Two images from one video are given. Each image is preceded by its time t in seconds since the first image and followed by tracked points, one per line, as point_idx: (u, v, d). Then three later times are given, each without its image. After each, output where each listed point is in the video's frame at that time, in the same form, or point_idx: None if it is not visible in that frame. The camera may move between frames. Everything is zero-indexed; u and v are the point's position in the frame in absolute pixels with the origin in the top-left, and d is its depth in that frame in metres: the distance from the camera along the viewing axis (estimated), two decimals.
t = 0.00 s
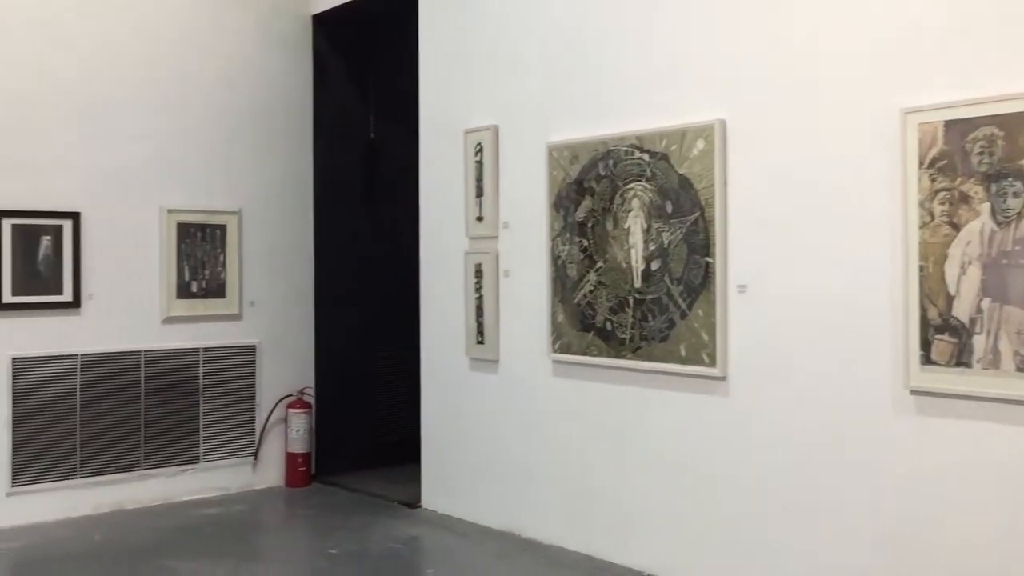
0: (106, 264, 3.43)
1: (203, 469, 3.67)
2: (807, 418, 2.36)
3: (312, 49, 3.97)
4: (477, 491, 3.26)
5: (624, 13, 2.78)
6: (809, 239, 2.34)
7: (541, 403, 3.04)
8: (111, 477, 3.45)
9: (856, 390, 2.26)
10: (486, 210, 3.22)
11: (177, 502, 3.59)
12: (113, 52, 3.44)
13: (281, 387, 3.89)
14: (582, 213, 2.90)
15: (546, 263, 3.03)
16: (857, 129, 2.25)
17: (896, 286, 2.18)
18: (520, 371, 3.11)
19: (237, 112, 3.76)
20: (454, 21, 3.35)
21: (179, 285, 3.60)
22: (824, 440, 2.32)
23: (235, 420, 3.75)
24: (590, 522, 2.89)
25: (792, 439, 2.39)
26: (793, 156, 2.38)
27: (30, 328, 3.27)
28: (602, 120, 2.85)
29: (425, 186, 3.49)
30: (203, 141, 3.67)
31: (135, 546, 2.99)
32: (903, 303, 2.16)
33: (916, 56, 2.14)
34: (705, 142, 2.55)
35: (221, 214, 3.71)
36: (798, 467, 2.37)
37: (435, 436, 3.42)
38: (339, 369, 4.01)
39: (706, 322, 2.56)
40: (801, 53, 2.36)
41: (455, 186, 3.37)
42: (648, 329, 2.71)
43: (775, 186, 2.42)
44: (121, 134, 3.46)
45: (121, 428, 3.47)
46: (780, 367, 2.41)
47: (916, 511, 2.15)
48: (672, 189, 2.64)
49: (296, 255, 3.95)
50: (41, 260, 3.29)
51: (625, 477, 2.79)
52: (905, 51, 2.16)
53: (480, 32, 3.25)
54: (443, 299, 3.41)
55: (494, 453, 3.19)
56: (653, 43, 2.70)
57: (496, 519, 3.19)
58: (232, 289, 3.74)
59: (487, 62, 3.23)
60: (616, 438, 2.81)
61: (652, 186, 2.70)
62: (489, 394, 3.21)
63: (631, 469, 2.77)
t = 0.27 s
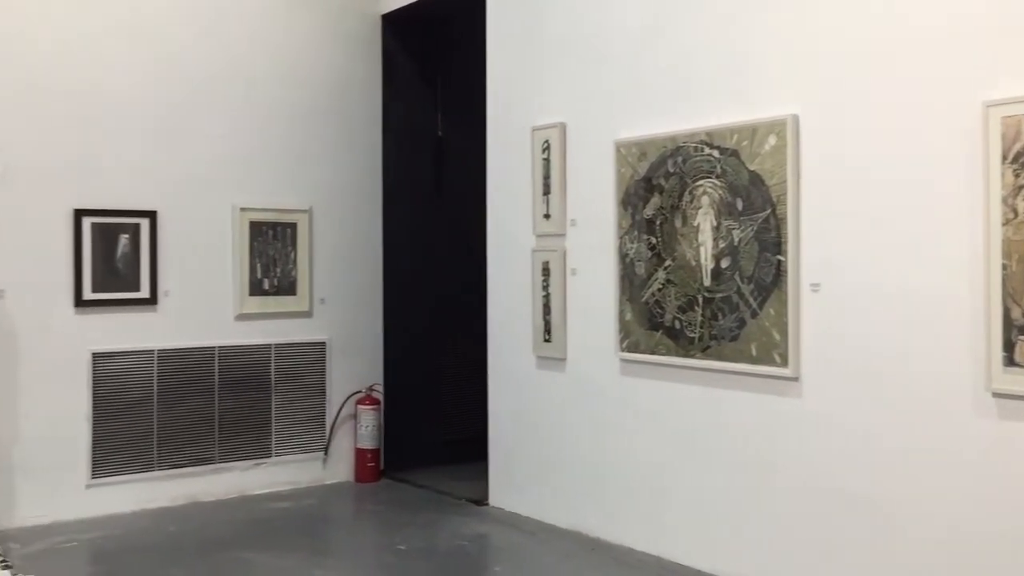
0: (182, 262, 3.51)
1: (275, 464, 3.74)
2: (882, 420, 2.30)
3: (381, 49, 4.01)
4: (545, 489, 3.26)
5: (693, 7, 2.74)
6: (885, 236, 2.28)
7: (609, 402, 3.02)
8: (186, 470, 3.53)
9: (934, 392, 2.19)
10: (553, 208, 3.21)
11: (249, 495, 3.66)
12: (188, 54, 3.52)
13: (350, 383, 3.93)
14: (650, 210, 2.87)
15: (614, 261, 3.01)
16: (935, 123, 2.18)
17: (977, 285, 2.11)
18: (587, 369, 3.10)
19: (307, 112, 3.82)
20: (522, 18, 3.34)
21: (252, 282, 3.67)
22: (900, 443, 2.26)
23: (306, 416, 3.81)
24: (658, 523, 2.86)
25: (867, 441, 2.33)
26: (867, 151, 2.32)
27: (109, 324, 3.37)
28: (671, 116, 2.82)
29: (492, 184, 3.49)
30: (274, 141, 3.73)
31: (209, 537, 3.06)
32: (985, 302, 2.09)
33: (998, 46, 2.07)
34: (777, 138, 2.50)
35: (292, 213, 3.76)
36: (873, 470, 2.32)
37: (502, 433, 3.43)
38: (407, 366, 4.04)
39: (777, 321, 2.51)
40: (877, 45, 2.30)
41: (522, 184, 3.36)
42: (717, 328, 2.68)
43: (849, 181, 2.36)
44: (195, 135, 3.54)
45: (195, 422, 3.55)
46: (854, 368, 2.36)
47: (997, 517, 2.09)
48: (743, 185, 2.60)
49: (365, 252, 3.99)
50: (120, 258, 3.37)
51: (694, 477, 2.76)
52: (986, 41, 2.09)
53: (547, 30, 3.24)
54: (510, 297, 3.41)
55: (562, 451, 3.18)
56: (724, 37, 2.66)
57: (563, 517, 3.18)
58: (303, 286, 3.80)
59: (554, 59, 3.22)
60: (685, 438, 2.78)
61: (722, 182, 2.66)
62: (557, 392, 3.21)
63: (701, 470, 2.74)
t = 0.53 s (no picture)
0: (242, 261, 3.57)
1: (333, 461, 3.77)
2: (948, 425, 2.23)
3: (438, 49, 4.03)
4: (602, 491, 3.23)
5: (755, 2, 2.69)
6: (952, 235, 2.22)
7: (667, 403, 2.98)
8: (246, 466, 3.58)
9: (1003, 396, 2.12)
10: (611, 207, 3.19)
11: (308, 492, 3.70)
12: (248, 56, 3.57)
13: (406, 382, 3.96)
14: (709, 209, 2.83)
15: (672, 261, 2.97)
16: (1002, 118, 2.11)
17: None
18: (645, 370, 3.07)
19: (364, 112, 3.85)
20: (579, 16, 3.33)
21: (311, 281, 3.71)
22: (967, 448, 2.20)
23: (363, 414, 3.84)
24: (718, 526, 2.82)
25: (935, 446, 2.26)
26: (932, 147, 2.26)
27: (172, 322, 3.43)
28: (730, 114, 2.78)
29: (549, 183, 3.48)
30: (332, 141, 3.76)
31: (268, 534, 3.10)
32: None
33: None
34: (841, 135, 2.45)
35: (350, 212, 3.79)
36: (939, 476, 2.25)
37: (559, 434, 3.41)
38: (464, 365, 4.05)
39: (840, 322, 2.46)
40: (942, 38, 2.23)
41: (579, 183, 3.35)
42: (778, 329, 2.63)
43: (914, 180, 2.30)
44: (256, 135, 3.59)
45: (257, 420, 3.60)
46: (919, 371, 2.29)
47: None
48: (805, 183, 2.55)
49: (422, 251, 4.01)
50: (183, 257, 3.44)
51: (753, 480, 2.71)
52: None
53: (605, 27, 3.22)
54: (568, 297, 3.40)
55: (619, 452, 3.16)
56: (785, 32, 2.61)
57: (621, 519, 3.16)
58: (361, 285, 3.83)
59: (612, 57, 3.19)
60: (744, 441, 2.74)
61: (783, 181, 2.61)
62: (614, 393, 3.18)
63: (761, 474, 2.69)
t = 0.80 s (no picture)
0: (293, 261, 3.60)
1: (382, 460, 3.79)
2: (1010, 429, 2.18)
3: (486, 48, 4.03)
4: (651, 493, 3.21)
5: None
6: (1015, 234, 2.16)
7: (717, 404, 2.95)
8: (296, 464, 3.61)
9: None
10: (660, 207, 3.16)
11: (357, 490, 3.73)
12: (298, 57, 3.60)
13: (455, 381, 3.97)
14: (760, 208, 2.79)
15: (722, 261, 2.94)
16: None
17: None
18: (695, 372, 3.03)
19: (413, 112, 3.86)
20: (628, 14, 3.30)
21: (360, 280, 3.73)
22: None
23: (411, 413, 3.85)
24: (769, 530, 2.78)
25: (996, 451, 2.20)
26: (994, 144, 2.20)
27: (224, 321, 3.48)
28: (782, 111, 2.73)
29: (598, 182, 3.46)
30: (381, 141, 3.78)
31: (317, 532, 3.12)
32: None
33: None
34: (896, 132, 2.40)
35: (399, 213, 3.81)
36: (1001, 481, 2.20)
37: (608, 435, 3.39)
38: (512, 365, 4.04)
39: (896, 323, 2.41)
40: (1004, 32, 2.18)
41: (628, 183, 3.32)
42: (831, 330, 2.59)
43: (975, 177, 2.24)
44: (306, 136, 3.62)
45: (306, 418, 3.63)
46: (979, 373, 2.24)
47: None
48: (859, 181, 2.50)
49: (470, 251, 4.01)
50: (234, 257, 3.48)
51: (805, 484, 2.67)
52: None
53: (654, 25, 3.19)
54: (616, 297, 3.37)
55: (668, 454, 3.13)
56: (838, 28, 2.57)
57: (670, 522, 3.13)
58: (409, 285, 3.84)
59: (661, 55, 3.16)
60: (796, 443, 2.69)
61: (837, 178, 2.57)
62: (663, 394, 3.16)
63: (813, 477, 2.65)
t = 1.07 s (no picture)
0: (340, 260, 3.62)
1: (428, 459, 3.81)
2: None
3: (532, 47, 4.02)
4: (699, 494, 3.17)
5: None
6: None
7: (766, 405, 2.91)
8: (344, 462, 3.64)
9: None
10: (708, 205, 3.12)
11: (404, 489, 3.74)
12: (344, 57, 3.62)
13: (501, 380, 3.96)
14: (811, 206, 2.75)
15: (771, 260, 2.90)
16: None
17: None
18: (744, 372, 3.00)
19: (459, 111, 3.86)
20: (675, 11, 3.27)
21: (407, 280, 3.75)
22: None
23: (457, 412, 3.86)
24: (820, 534, 2.73)
25: None
26: None
27: (273, 320, 3.51)
28: (832, 108, 2.69)
29: (645, 180, 3.43)
30: (427, 141, 3.79)
31: (364, 530, 3.14)
32: None
33: None
34: (951, 128, 2.35)
35: (445, 212, 3.82)
36: None
37: (655, 436, 3.36)
38: (559, 364, 4.03)
39: (952, 324, 2.36)
40: None
41: (675, 181, 3.29)
42: (884, 330, 2.54)
43: None
44: (353, 136, 3.64)
45: (354, 417, 3.65)
46: None
47: None
48: (912, 179, 2.45)
49: (516, 250, 4.01)
50: (283, 256, 3.51)
51: (857, 487, 2.62)
52: None
53: (702, 22, 3.16)
54: (664, 297, 3.35)
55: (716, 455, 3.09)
56: (891, 22, 2.52)
57: (718, 524, 3.09)
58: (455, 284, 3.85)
59: (709, 51, 3.13)
60: (847, 446, 2.65)
61: (890, 176, 2.52)
62: (711, 394, 3.12)
63: (865, 480, 2.60)
